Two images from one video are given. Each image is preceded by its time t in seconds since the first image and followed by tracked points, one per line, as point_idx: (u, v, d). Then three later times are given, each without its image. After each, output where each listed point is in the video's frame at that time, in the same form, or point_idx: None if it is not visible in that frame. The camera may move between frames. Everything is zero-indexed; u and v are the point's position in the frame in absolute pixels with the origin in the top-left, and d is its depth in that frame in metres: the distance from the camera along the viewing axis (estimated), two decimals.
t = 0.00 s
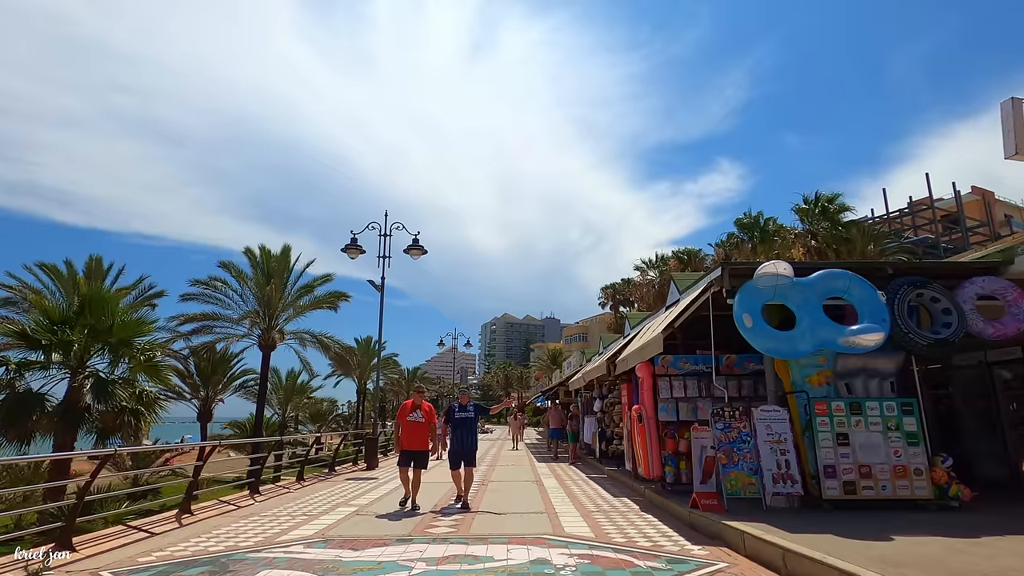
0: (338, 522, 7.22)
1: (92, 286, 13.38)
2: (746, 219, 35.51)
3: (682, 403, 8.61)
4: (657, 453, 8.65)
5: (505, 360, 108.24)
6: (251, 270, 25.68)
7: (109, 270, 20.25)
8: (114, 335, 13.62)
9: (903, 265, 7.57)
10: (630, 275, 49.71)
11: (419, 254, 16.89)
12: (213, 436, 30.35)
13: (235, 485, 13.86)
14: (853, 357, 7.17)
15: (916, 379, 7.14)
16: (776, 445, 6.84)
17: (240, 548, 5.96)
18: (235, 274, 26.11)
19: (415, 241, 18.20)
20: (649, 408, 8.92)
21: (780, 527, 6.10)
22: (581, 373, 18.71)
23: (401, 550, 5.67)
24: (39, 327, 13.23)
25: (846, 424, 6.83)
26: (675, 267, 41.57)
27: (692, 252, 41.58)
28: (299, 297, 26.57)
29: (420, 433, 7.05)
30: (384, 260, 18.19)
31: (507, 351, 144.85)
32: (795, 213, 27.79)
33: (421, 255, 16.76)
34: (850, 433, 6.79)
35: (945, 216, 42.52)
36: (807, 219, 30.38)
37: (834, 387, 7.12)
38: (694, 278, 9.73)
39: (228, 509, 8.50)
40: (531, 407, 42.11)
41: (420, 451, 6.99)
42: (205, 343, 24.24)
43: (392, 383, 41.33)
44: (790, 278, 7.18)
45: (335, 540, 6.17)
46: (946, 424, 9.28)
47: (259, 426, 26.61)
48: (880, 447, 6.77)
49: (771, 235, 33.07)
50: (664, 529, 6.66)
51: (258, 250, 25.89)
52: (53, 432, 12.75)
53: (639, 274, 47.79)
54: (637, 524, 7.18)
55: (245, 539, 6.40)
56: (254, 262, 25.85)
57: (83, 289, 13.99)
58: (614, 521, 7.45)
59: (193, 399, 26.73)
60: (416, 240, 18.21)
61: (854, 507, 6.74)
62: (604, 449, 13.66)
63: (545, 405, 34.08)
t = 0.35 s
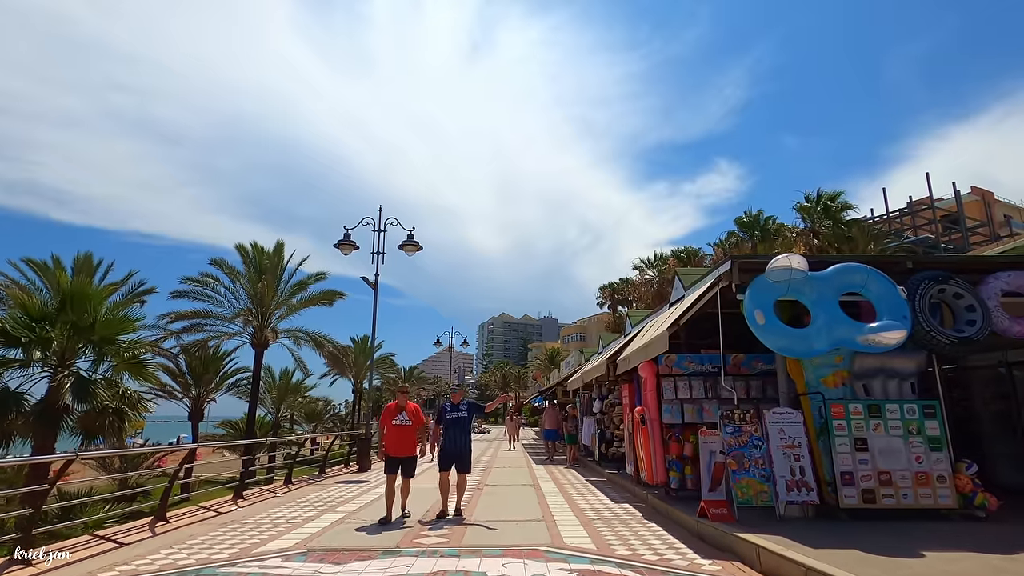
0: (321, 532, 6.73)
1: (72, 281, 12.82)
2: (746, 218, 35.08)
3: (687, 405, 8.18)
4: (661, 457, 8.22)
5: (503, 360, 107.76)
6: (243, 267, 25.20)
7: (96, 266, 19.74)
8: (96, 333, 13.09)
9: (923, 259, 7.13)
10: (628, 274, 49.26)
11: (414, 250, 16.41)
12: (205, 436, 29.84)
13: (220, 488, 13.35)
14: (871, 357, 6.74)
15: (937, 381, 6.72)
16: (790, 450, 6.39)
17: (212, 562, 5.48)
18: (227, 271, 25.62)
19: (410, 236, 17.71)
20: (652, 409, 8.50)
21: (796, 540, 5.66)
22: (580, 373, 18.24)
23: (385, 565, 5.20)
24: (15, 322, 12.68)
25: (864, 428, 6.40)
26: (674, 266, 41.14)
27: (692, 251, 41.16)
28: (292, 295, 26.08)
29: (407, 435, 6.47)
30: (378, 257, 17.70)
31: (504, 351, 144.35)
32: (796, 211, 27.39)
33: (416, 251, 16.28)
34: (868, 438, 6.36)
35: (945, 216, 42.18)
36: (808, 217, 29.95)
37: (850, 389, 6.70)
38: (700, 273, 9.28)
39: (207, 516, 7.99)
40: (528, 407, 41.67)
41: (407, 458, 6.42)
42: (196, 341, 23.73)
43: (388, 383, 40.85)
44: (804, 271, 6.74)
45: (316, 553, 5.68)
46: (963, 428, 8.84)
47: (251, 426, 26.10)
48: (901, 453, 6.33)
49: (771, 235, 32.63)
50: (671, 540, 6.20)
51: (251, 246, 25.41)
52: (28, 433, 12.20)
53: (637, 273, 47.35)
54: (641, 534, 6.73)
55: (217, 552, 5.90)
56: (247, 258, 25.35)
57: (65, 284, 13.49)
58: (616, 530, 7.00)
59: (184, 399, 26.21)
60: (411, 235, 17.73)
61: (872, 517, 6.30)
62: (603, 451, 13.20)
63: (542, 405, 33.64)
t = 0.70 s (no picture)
0: (304, 540, 6.24)
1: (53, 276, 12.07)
2: (746, 215, 34.64)
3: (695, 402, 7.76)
4: (667, 458, 7.80)
5: (501, 360, 107.28)
6: (235, 264, 24.72)
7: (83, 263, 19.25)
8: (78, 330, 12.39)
9: (946, 247, 6.70)
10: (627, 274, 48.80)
11: (409, 245, 15.94)
12: (198, 437, 29.33)
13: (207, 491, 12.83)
14: (894, 350, 6.32)
15: (963, 375, 6.28)
16: (807, 450, 5.95)
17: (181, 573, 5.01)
18: (219, 269, 25.12)
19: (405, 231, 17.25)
20: (658, 407, 8.04)
21: (817, 548, 5.22)
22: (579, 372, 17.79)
23: None
24: None
25: (887, 427, 5.97)
26: (674, 264, 40.68)
27: (691, 249, 40.70)
28: (286, 293, 25.61)
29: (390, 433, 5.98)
30: (372, 252, 17.23)
31: (502, 351, 143.87)
32: (797, 208, 27.02)
33: (411, 246, 15.81)
34: (892, 437, 5.93)
35: (945, 215, 41.83)
36: (810, 214, 29.51)
37: (871, 384, 6.28)
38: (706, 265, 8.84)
39: (185, 522, 7.51)
40: (526, 407, 41.22)
41: (391, 457, 5.92)
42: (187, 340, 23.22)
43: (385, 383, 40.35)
44: (822, 259, 6.29)
45: (297, 563, 5.22)
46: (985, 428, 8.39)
47: (243, 426, 25.57)
48: (927, 453, 5.89)
49: (772, 232, 32.19)
50: (680, 548, 5.75)
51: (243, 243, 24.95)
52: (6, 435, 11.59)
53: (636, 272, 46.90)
54: (648, 541, 6.27)
55: (190, 561, 5.43)
56: (239, 255, 24.88)
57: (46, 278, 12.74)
58: (621, 537, 6.54)
59: (175, 399, 25.70)
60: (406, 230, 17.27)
61: (897, 522, 5.86)
62: (604, 452, 12.73)
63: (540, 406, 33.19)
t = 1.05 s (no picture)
0: (280, 553, 5.75)
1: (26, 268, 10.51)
2: (745, 214, 34.25)
3: (699, 404, 7.35)
4: (670, 463, 7.31)
5: (496, 360, 106.87)
6: (224, 260, 24.15)
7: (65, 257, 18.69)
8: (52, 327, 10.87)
9: (969, 239, 6.28)
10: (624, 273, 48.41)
11: (401, 241, 15.46)
12: (186, 437, 28.70)
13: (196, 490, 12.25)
14: (915, 348, 5.90)
15: (988, 374, 5.87)
16: (824, 455, 5.52)
17: None
18: (207, 265, 24.57)
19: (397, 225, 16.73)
20: (660, 409, 7.57)
21: (837, 563, 4.78)
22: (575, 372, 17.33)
23: None
24: None
25: (909, 430, 5.54)
26: (670, 263, 40.21)
27: (688, 249, 40.17)
28: (276, 290, 25.07)
29: (371, 440, 5.50)
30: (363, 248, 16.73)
31: (497, 351, 143.40)
32: (796, 207, 26.64)
33: (403, 241, 15.33)
34: (914, 441, 5.51)
35: (942, 216, 41.59)
36: (809, 212, 29.13)
37: (890, 384, 5.86)
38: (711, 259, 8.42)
39: (155, 530, 7.01)
40: (520, 407, 40.78)
41: (371, 466, 5.44)
42: (173, 337, 22.62)
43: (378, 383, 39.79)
44: (838, 251, 5.86)
45: None
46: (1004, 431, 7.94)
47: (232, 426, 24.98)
48: (952, 459, 5.47)
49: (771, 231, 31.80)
50: (687, 563, 5.30)
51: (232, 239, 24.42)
52: None
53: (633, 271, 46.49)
54: (651, 553, 5.83)
55: None
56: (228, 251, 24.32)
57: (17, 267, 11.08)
58: (622, 548, 6.08)
59: (162, 398, 25.07)
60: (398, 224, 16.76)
61: (920, 533, 5.43)
62: (602, 454, 12.25)
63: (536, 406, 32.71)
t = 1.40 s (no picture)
0: (252, 567, 5.25)
1: None
2: (740, 212, 33.98)
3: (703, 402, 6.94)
4: (672, 465, 6.91)
5: (490, 360, 106.38)
6: (211, 256, 23.54)
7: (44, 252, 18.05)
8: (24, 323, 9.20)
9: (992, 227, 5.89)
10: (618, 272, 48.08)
11: (391, 235, 14.96)
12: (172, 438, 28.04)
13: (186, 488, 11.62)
14: (938, 343, 5.50)
15: (1014, 371, 5.48)
16: (841, 458, 5.10)
17: None
18: (194, 262, 23.96)
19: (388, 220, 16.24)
20: (662, 408, 7.13)
21: None
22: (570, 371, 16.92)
23: None
24: None
25: (933, 430, 5.14)
26: (665, 262, 39.89)
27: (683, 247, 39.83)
28: (265, 287, 24.51)
29: (346, 440, 5.01)
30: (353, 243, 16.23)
31: (491, 351, 142.87)
32: (794, 204, 26.35)
33: (393, 235, 14.83)
34: (939, 443, 5.10)
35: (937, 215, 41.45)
36: (806, 209, 28.84)
37: (911, 381, 5.46)
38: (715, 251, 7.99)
39: (118, 540, 6.47)
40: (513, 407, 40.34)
41: (346, 470, 4.96)
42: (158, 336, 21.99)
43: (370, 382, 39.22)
44: (856, 238, 5.45)
45: None
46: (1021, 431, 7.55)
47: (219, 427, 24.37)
48: (979, 461, 5.07)
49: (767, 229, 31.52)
50: None
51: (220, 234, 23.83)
52: None
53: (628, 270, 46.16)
54: (654, 563, 5.40)
55: None
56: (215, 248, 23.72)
57: None
58: (623, 558, 5.64)
59: (147, 398, 24.41)
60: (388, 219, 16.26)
61: (945, 542, 5.02)
62: (599, 455, 11.80)
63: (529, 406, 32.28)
